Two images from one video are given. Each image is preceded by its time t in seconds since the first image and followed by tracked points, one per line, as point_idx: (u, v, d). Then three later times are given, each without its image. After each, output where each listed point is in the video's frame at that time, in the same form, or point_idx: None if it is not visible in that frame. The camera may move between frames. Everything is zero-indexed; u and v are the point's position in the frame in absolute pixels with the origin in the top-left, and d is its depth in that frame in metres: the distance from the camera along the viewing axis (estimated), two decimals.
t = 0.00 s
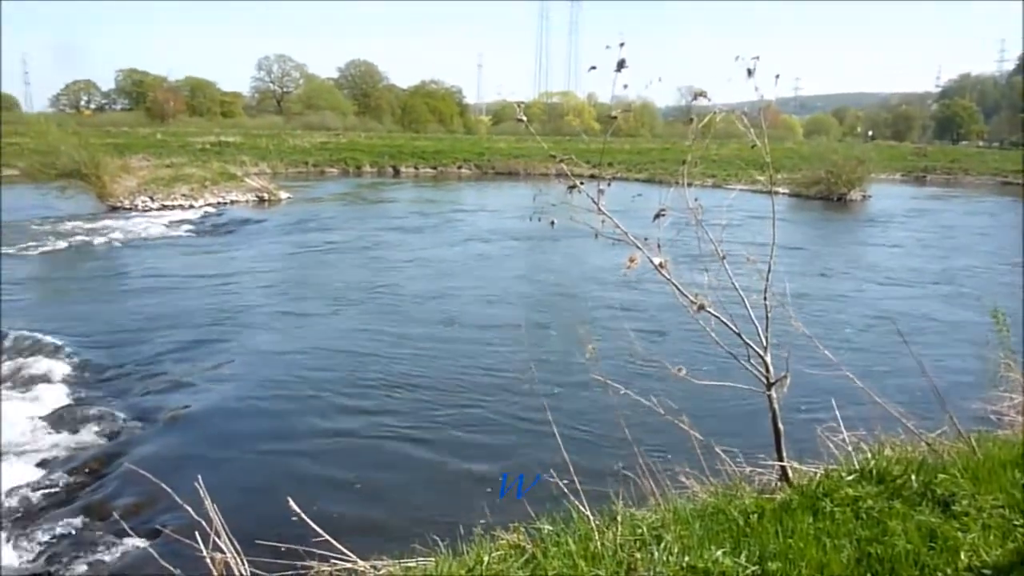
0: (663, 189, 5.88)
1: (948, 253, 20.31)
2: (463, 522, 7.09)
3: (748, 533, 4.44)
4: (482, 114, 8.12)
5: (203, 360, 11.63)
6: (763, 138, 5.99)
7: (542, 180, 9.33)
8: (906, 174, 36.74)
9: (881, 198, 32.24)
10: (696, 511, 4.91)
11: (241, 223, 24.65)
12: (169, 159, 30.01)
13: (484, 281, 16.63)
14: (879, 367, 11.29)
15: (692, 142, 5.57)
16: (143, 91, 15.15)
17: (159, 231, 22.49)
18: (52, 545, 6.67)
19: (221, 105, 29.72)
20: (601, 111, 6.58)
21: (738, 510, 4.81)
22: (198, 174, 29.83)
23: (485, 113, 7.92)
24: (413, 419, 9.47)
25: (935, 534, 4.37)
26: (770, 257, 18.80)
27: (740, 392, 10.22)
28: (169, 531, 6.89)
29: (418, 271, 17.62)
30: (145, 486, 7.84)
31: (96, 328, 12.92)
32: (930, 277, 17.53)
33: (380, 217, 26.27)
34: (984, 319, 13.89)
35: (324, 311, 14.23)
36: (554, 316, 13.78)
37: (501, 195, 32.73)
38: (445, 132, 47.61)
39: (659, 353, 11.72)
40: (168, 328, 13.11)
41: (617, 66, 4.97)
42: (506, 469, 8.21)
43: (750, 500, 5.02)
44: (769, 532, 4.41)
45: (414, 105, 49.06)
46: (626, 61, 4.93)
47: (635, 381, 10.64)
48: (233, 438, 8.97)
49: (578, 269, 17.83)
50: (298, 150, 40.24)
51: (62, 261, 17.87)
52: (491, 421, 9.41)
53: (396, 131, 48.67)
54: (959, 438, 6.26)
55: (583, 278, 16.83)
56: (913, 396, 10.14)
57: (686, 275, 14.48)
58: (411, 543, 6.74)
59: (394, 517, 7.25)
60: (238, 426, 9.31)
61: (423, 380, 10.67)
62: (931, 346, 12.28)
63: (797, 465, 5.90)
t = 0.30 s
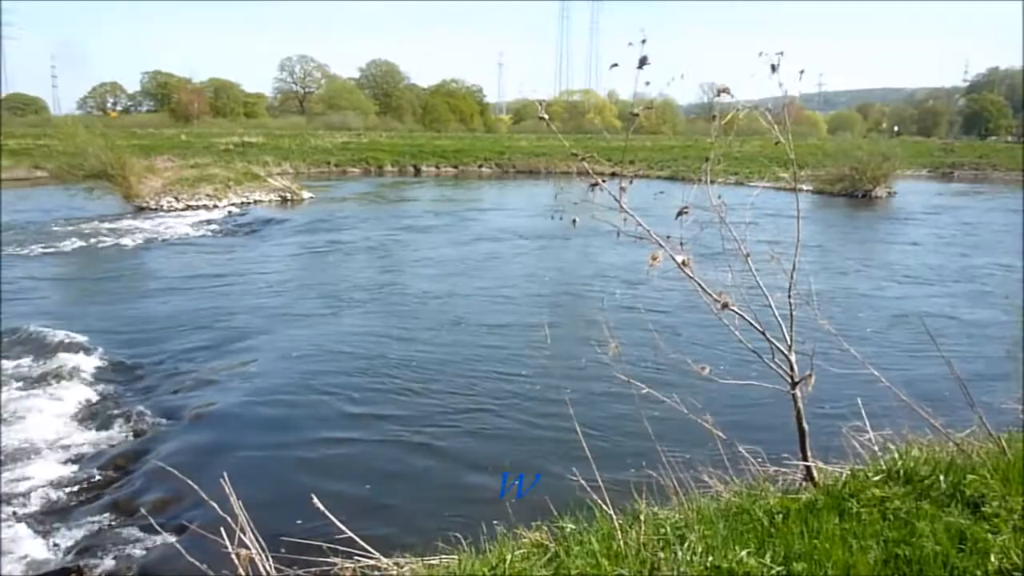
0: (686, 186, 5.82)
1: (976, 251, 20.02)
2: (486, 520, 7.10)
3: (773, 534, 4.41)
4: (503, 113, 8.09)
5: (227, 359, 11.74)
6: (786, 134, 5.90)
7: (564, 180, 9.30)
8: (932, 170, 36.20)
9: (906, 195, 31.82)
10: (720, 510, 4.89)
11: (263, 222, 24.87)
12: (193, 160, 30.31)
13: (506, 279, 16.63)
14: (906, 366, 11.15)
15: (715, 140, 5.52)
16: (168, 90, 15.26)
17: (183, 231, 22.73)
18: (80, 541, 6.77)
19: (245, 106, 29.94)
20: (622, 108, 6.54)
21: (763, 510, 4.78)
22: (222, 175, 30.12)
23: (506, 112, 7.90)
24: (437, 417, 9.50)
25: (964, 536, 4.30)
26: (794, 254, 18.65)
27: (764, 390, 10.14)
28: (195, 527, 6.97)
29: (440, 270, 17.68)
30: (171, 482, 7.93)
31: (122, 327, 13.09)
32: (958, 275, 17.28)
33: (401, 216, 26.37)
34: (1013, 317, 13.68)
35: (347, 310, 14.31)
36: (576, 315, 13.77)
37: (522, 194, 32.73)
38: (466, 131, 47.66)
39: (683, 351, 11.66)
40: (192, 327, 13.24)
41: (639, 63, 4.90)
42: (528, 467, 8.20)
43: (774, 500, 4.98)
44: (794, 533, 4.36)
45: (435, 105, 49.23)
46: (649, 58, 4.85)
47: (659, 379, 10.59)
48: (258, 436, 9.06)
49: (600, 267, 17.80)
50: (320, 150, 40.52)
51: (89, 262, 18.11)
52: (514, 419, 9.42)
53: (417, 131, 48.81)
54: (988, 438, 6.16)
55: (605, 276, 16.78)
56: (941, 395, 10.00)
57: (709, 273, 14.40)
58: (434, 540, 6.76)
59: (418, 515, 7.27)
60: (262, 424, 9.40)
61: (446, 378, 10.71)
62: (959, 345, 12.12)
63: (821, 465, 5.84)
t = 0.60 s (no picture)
0: (717, 183, 5.73)
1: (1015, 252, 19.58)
2: (512, 516, 7.11)
3: (802, 535, 4.36)
4: (532, 110, 8.07)
5: (257, 352, 11.87)
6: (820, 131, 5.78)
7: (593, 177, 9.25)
8: (970, 168, 35.45)
9: (943, 194, 31.19)
10: (749, 511, 4.86)
11: (294, 217, 25.09)
12: (225, 156, 30.68)
13: (534, 276, 16.61)
14: (941, 368, 10.95)
15: (746, 136, 5.44)
16: (200, 86, 15.42)
17: (215, 226, 23.03)
18: (114, 528, 6.90)
19: (276, 102, 30.21)
20: (652, 105, 6.48)
21: (792, 511, 4.73)
22: (253, 170, 30.44)
23: (535, 108, 7.88)
24: (465, 412, 9.53)
25: (1000, 541, 4.21)
26: (827, 254, 18.40)
27: (795, 391, 10.04)
28: (225, 517, 7.07)
29: (468, 266, 17.72)
30: (202, 472, 8.05)
31: (156, 320, 13.31)
32: (996, 276, 16.91)
33: (430, 212, 26.45)
34: None
35: (376, 305, 14.40)
36: (605, 312, 13.73)
37: (550, 191, 32.63)
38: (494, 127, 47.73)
39: (712, 350, 11.58)
40: (223, 320, 13.40)
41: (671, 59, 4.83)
42: (555, 465, 8.20)
43: (804, 501, 4.93)
44: (823, 535, 4.31)
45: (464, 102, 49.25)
46: (680, 55, 4.77)
47: (687, 378, 10.53)
48: (289, 428, 9.16)
49: (629, 265, 17.71)
50: (349, 146, 40.77)
51: (123, 255, 18.40)
52: (541, 416, 9.42)
53: (445, 127, 48.98)
54: None
55: (633, 274, 16.71)
56: (977, 399, 9.80)
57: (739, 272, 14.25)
58: (460, 535, 6.79)
59: (445, 510, 7.30)
60: (292, 416, 9.50)
61: (474, 374, 10.74)
62: (997, 347, 11.87)
63: (852, 468, 5.76)
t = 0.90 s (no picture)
0: (741, 182, 5.65)
1: None
2: (533, 513, 7.12)
3: (826, 536, 4.33)
4: (555, 106, 8.03)
5: (281, 347, 11.98)
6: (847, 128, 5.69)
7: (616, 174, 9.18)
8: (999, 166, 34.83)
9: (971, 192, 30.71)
10: (772, 510, 4.83)
11: (317, 214, 25.24)
12: (249, 152, 30.96)
13: (556, 273, 16.59)
14: (970, 368, 10.80)
15: (772, 133, 5.38)
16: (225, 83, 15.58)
17: (240, 222, 23.22)
18: (139, 520, 7.00)
19: (300, 99, 30.40)
20: (676, 103, 6.43)
21: (816, 511, 4.69)
22: (277, 167, 30.65)
23: (559, 106, 7.85)
24: (487, 409, 9.55)
25: None
26: (852, 252, 18.19)
27: (819, 391, 9.95)
28: (249, 510, 7.15)
29: (491, 263, 17.73)
30: (225, 465, 8.13)
31: (182, 315, 13.46)
32: None
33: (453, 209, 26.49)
34: None
35: (398, 301, 14.46)
36: (627, 310, 13.69)
37: (572, 188, 32.56)
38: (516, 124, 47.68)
39: (736, 349, 11.50)
40: (247, 315, 13.53)
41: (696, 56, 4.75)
42: (576, 462, 8.19)
43: (829, 501, 4.89)
44: (848, 535, 4.28)
45: (486, 99, 49.26)
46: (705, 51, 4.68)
47: (710, 377, 10.47)
48: (311, 423, 9.23)
49: (651, 262, 17.64)
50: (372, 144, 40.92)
51: (148, 251, 18.63)
52: (563, 413, 9.41)
53: (467, 125, 49.00)
54: None
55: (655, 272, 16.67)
56: (1006, 400, 9.66)
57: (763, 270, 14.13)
58: (481, 531, 6.81)
59: (466, 505, 7.33)
60: (315, 411, 9.57)
61: (496, 371, 10.76)
62: None
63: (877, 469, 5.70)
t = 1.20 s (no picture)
0: (759, 181, 5.59)
1: None
2: (548, 512, 7.13)
3: (843, 537, 4.29)
4: (572, 104, 7.98)
5: (298, 343, 12.04)
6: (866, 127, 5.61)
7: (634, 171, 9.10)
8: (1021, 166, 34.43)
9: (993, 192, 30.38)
10: (789, 511, 4.80)
11: (334, 210, 25.35)
12: (267, 149, 31.13)
13: (572, 270, 16.58)
14: (991, 369, 10.68)
15: (790, 132, 5.33)
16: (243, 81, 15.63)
17: (257, 218, 23.34)
18: (157, 513, 7.08)
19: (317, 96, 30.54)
20: (693, 100, 6.38)
21: (834, 513, 4.66)
22: (294, 164, 30.78)
23: (575, 103, 7.81)
24: (503, 406, 9.57)
25: None
26: (872, 251, 18.04)
27: (837, 391, 9.89)
28: (265, 505, 7.20)
29: (507, 260, 17.74)
30: (242, 459, 8.19)
31: (200, 310, 13.56)
32: None
33: (470, 206, 26.51)
34: None
35: (414, 297, 14.50)
36: (643, 308, 13.65)
37: (588, 186, 32.51)
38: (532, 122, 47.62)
39: (753, 348, 11.45)
40: (264, 311, 13.61)
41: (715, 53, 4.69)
42: (591, 461, 8.19)
43: (846, 502, 4.85)
44: (866, 537, 4.24)
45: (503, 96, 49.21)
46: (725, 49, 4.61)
47: (727, 375, 10.43)
48: (327, 418, 9.28)
49: (668, 260, 17.60)
50: (388, 141, 41.05)
51: (168, 246, 18.81)
52: (579, 411, 9.41)
53: (484, 121, 49.00)
54: None
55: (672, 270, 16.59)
56: None
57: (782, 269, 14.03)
58: (496, 528, 6.82)
59: (481, 502, 7.34)
60: (331, 407, 9.60)
61: (512, 368, 10.77)
62: None
63: (896, 470, 5.66)
